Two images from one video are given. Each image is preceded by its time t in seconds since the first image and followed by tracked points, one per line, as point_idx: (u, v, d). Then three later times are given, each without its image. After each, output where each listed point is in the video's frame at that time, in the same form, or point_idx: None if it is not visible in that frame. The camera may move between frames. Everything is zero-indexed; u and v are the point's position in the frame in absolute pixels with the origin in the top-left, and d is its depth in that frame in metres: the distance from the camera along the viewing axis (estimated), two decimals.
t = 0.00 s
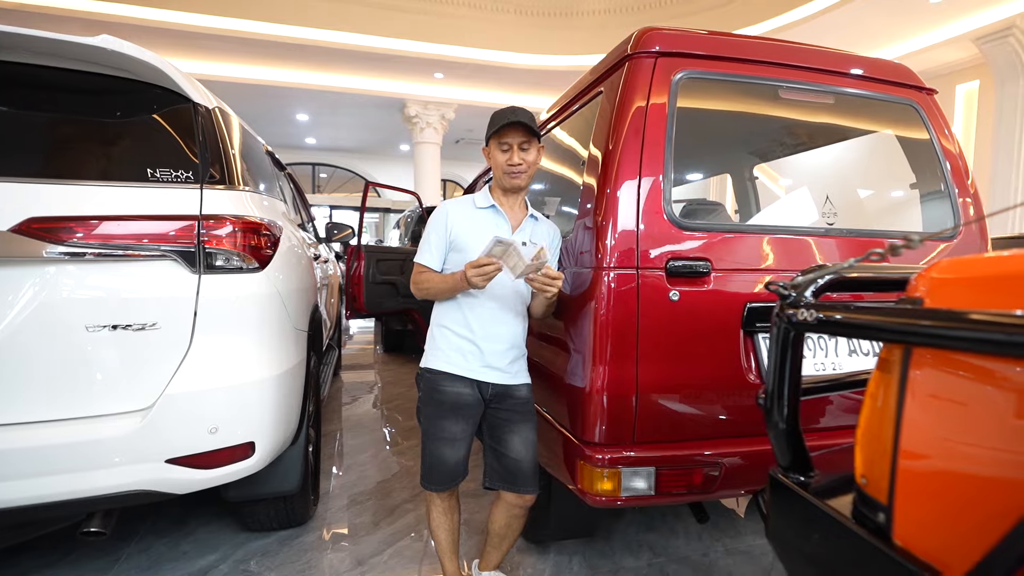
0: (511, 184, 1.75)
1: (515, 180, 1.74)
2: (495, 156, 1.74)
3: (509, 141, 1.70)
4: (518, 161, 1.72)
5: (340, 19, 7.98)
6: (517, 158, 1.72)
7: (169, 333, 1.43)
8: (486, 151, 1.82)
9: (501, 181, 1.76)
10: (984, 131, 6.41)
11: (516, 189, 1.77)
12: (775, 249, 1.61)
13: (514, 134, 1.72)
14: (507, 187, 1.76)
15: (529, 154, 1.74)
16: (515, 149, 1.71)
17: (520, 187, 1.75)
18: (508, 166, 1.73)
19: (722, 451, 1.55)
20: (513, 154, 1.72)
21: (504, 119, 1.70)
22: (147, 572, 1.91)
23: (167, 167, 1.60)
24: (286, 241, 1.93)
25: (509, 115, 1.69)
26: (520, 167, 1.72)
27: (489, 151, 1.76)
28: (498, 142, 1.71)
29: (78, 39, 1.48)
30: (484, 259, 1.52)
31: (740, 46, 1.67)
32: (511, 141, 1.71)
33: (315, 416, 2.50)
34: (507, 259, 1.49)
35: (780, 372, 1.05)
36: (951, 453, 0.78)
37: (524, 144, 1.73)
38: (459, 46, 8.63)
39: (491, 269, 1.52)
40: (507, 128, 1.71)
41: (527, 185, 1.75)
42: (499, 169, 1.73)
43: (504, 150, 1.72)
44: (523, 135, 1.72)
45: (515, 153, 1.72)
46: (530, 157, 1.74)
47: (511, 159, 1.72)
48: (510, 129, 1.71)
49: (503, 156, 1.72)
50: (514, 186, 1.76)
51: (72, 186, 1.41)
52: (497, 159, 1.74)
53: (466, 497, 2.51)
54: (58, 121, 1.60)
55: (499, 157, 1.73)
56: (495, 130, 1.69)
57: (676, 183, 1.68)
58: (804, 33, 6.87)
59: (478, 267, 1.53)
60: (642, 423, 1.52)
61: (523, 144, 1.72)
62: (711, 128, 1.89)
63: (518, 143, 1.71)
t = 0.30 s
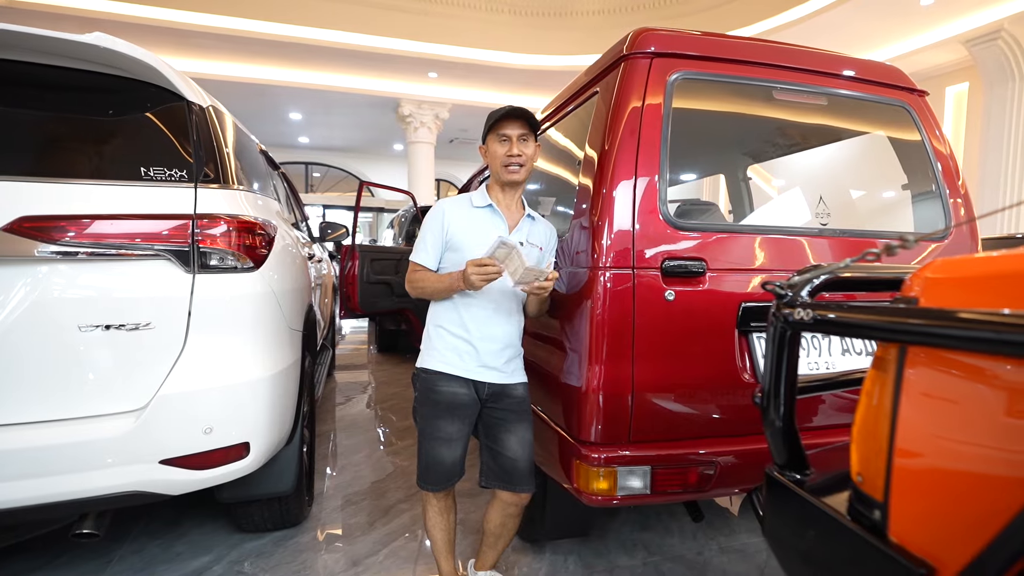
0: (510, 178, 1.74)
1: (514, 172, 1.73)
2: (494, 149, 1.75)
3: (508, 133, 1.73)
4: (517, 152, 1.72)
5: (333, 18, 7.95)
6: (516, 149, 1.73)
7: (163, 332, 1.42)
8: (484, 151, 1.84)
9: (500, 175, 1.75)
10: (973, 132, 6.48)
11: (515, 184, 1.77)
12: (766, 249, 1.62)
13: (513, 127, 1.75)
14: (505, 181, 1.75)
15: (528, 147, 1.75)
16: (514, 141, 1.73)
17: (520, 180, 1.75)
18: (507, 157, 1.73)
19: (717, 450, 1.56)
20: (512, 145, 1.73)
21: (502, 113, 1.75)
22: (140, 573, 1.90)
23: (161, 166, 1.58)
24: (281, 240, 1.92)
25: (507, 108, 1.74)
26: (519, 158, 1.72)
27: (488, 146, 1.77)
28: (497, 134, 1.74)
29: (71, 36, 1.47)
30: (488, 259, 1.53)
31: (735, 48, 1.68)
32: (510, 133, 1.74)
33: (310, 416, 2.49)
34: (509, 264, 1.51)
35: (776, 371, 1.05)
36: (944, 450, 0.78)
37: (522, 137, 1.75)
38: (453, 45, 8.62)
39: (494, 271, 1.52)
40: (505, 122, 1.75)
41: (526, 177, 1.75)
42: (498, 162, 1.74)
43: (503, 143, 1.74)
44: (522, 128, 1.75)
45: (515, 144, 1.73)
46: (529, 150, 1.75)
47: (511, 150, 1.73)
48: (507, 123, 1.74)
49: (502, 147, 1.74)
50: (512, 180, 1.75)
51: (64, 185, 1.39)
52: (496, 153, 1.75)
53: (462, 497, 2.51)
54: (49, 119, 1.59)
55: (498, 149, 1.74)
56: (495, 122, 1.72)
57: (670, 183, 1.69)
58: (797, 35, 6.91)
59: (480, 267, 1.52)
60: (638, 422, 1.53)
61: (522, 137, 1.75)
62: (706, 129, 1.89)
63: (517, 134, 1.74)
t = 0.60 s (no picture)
0: (510, 178, 1.75)
1: (515, 173, 1.74)
2: (495, 149, 1.75)
3: (509, 134, 1.73)
4: (518, 153, 1.73)
5: (330, 18, 7.95)
6: (517, 150, 1.73)
7: (162, 332, 1.42)
8: (484, 151, 1.84)
9: (501, 175, 1.76)
10: (969, 133, 6.51)
11: (515, 184, 1.77)
12: (762, 249, 1.63)
13: (514, 128, 1.74)
14: (506, 181, 1.76)
15: (528, 148, 1.75)
16: (514, 142, 1.73)
17: (520, 180, 1.76)
18: (508, 159, 1.73)
19: (715, 449, 1.57)
20: (513, 147, 1.73)
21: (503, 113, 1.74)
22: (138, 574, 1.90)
23: (160, 166, 1.58)
24: (279, 240, 1.92)
25: (509, 109, 1.73)
26: (520, 159, 1.73)
27: (489, 146, 1.77)
28: (498, 135, 1.73)
29: (69, 36, 1.47)
30: (483, 249, 1.54)
31: (732, 48, 1.69)
32: (511, 135, 1.73)
33: (308, 416, 2.49)
34: (511, 255, 1.53)
35: (774, 370, 1.06)
36: (940, 448, 0.79)
37: (523, 137, 1.75)
38: (451, 45, 8.62)
39: (488, 263, 1.52)
40: (506, 123, 1.75)
41: (526, 178, 1.76)
42: (499, 163, 1.74)
43: (504, 144, 1.74)
44: (523, 129, 1.75)
45: (515, 146, 1.74)
46: (529, 151, 1.75)
47: (512, 152, 1.73)
48: (508, 124, 1.74)
49: (503, 149, 1.74)
50: (513, 180, 1.76)
51: (62, 185, 1.39)
52: (496, 154, 1.75)
53: (460, 496, 2.52)
54: (44, 118, 1.59)
55: (499, 150, 1.74)
56: (497, 123, 1.71)
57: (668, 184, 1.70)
58: (793, 36, 6.94)
59: (475, 258, 1.52)
60: (637, 421, 1.54)
61: (522, 138, 1.75)
62: (703, 129, 1.90)
63: (518, 135, 1.73)
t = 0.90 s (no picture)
0: (509, 183, 1.77)
1: (514, 179, 1.76)
2: (495, 155, 1.74)
3: (509, 142, 1.72)
4: (517, 161, 1.73)
5: (334, 18, 7.97)
6: (516, 158, 1.73)
7: (168, 332, 1.44)
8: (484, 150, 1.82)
9: (500, 180, 1.77)
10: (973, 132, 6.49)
11: (514, 189, 1.79)
12: (765, 249, 1.63)
13: (514, 135, 1.72)
14: (506, 186, 1.78)
15: (528, 154, 1.75)
16: (514, 149, 1.73)
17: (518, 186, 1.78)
18: (507, 166, 1.74)
19: (718, 448, 1.58)
20: (513, 154, 1.73)
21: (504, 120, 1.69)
22: (144, 572, 1.91)
23: (167, 167, 1.60)
24: (284, 240, 1.93)
25: (512, 117, 1.69)
26: (519, 167, 1.73)
27: (488, 150, 1.76)
28: (497, 142, 1.72)
29: (76, 38, 1.48)
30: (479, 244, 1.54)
31: (735, 49, 1.69)
32: (510, 142, 1.72)
33: (312, 415, 2.50)
34: (511, 251, 1.51)
35: (777, 370, 1.06)
36: (943, 448, 0.80)
37: (523, 144, 1.74)
38: (454, 45, 8.63)
39: (486, 258, 1.52)
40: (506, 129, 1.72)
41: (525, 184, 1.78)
42: (498, 169, 1.75)
43: (504, 150, 1.73)
44: (523, 136, 1.73)
45: (515, 153, 1.73)
46: (529, 158, 1.75)
47: (511, 160, 1.73)
48: (508, 130, 1.71)
49: (503, 156, 1.73)
50: (512, 185, 1.77)
51: (70, 186, 1.40)
52: (496, 160, 1.75)
53: (464, 495, 2.53)
54: (52, 119, 1.61)
55: (499, 156, 1.74)
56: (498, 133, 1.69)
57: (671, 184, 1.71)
58: (796, 35, 6.93)
59: (472, 254, 1.52)
60: (640, 420, 1.54)
61: (522, 145, 1.73)
62: (707, 130, 1.91)
63: (517, 143, 1.72)
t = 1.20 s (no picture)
0: (504, 172, 1.77)
1: (508, 167, 1.76)
2: (488, 143, 1.76)
3: (501, 128, 1.74)
4: (510, 147, 1.75)
5: (337, 19, 8.00)
6: (510, 144, 1.75)
7: (172, 331, 1.45)
8: (478, 145, 1.85)
9: (494, 170, 1.78)
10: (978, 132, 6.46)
11: (509, 178, 1.80)
12: (770, 249, 1.64)
13: (506, 122, 1.76)
14: (499, 175, 1.78)
15: (521, 142, 1.77)
16: (507, 136, 1.75)
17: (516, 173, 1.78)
18: (501, 153, 1.75)
19: (719, 448, 1.58)
20: (506, 141, 1.75)
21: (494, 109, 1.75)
22: (148, 570, 1.92)
23: (171, 168, 1.60)
24: (287, 240, 1.95)
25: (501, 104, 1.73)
26: (513, 153, 1.75)
27: (481, 141, 1.79)
28: (490, 129, 1.75)
29: (81, 40, 1.49)
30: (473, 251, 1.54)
31: (737, 49, 1.69)
32: (503, 128, 1.75)
33: (315, 415, 2.51)
34: (506, 257, 1.52)
35: (775, 369, 1.06)
36: (943, 448, 0.80)
37: (516, 131, 1.77)
38: (457, 45, 8.65)
39: (480, 267, 1.53)
40: (498, 117, 1.76)
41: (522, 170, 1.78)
42: (492, 157, 1.76)
43: (497, 138, 1.76)
44: (515, 123, 1.77)
45: (508, 139, 1.75)
46: (522, 145, 1.77)
47: (505, 145, 1.75)
48: (500, 117, 1.75)
49: (496, 143, 1.76)
50: (506, 175, 1.78)
51: (75, 187, 1.42)
52: (490, 149, 1.77)
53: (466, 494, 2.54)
54: (57, 121, 1.61)
55: (492, 144, 1.76)
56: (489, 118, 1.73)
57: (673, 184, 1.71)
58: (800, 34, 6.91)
59: (466, 262, 1.52)
60: (640, 420, 1.55)
61: (515, 132, 1.76)
62: (708, 130, 1.91)
63: (510, 129, 1.75)
